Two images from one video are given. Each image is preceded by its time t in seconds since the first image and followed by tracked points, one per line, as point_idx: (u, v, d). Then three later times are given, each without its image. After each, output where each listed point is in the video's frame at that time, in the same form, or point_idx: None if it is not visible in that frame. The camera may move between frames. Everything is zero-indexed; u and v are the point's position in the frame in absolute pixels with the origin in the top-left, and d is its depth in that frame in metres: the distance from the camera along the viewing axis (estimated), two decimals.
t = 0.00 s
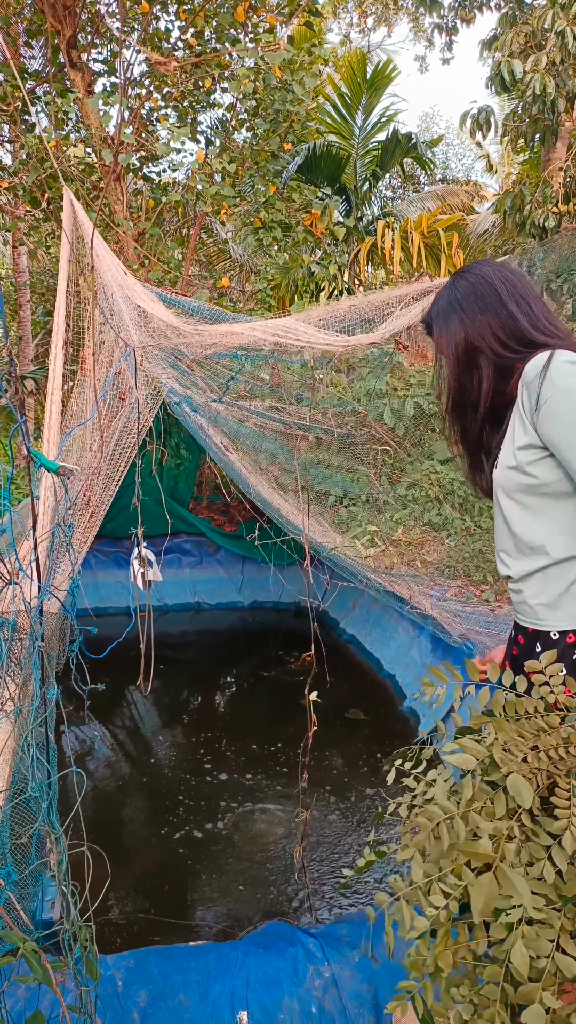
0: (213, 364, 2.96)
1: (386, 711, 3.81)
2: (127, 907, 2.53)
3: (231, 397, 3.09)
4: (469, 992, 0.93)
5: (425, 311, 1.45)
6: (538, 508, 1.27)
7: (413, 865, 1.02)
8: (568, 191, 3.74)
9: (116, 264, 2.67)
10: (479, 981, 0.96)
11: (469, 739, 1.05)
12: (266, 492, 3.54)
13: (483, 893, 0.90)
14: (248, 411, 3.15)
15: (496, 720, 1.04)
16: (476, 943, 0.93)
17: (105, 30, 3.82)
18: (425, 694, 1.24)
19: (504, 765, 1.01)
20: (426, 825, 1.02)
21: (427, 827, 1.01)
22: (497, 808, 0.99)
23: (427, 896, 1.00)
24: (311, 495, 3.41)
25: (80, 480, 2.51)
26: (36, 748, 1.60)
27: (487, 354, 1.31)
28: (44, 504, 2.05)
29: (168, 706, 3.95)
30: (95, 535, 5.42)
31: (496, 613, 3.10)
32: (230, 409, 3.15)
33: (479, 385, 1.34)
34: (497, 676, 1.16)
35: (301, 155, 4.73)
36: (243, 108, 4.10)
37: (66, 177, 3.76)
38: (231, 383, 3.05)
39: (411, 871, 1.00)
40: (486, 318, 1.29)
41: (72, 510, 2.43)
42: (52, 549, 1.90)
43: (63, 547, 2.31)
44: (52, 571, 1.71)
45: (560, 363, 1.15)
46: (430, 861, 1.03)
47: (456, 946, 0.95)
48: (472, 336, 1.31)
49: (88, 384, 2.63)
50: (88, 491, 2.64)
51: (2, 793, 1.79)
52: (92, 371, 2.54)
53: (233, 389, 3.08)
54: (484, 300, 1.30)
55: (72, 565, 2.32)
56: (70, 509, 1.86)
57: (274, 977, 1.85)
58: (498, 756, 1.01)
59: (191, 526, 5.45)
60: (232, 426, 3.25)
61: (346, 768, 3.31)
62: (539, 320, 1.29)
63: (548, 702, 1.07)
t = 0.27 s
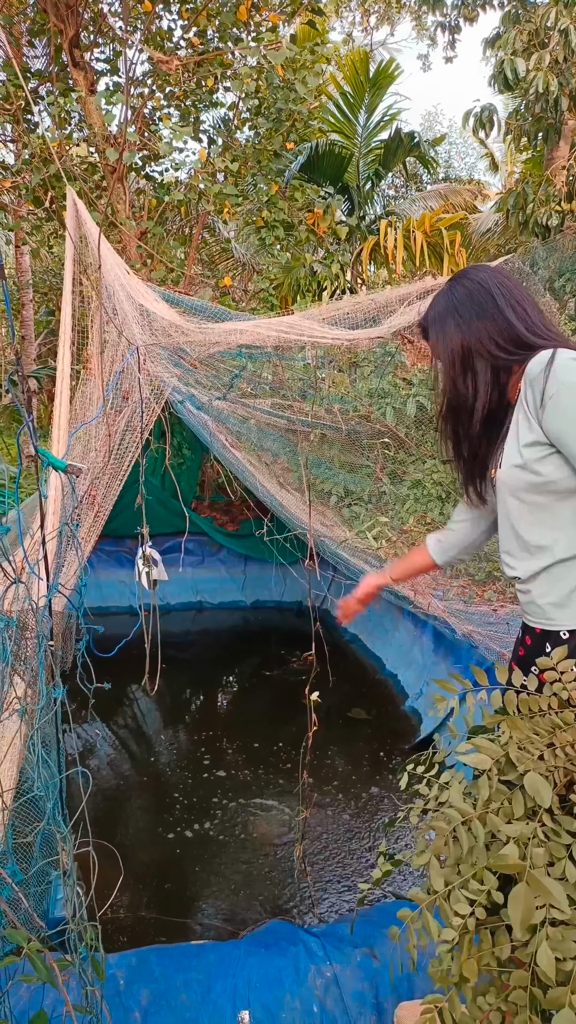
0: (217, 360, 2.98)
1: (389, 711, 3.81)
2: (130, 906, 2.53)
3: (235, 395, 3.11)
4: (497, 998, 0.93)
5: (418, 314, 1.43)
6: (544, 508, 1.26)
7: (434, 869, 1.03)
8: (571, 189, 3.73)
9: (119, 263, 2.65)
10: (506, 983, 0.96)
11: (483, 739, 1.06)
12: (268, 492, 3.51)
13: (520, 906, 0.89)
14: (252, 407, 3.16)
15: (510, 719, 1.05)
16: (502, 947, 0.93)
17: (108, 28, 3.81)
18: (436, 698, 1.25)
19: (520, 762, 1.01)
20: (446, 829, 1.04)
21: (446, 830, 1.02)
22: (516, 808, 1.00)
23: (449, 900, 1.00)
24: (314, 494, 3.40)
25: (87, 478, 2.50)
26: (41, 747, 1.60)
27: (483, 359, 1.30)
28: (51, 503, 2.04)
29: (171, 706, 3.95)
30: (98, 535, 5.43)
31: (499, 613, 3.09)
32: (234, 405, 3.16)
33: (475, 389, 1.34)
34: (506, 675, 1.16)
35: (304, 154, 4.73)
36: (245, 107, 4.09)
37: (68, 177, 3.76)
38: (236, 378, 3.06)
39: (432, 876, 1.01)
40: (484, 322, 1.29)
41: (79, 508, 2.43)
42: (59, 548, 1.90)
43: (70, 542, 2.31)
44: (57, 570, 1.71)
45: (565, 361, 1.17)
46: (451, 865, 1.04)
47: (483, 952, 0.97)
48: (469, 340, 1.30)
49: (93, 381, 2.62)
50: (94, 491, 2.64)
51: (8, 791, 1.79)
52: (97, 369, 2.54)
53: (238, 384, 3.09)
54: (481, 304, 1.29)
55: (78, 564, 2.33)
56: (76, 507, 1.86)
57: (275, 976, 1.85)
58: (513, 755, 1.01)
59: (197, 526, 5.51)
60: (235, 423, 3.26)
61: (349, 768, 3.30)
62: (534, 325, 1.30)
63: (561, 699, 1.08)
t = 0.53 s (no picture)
0: (221, 360, 2.99)
1: (392, 710, 3.81)
2: (133, 904, 2.54)
3: (238, 395, 3.12)
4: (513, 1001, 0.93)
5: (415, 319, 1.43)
6: (549, 507, 1.26)
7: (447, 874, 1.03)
8: None
9: (122, 263, 2.67)
10: (522, 986, 0.97)
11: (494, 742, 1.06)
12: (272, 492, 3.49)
13: (529, 902, 0.89)
14: (254, 407, 3.16)
15: (522, 722, 1.05)
16: (517, 951, 0.94)
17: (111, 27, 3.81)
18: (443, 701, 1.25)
19: (535, 766, 1.02)
20: (459, 834, 1.04)
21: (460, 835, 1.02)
22: (530, 812, 1.00)
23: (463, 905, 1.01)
24: (318, 493, 3.39)
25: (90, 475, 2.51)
26: (47, 745, 1.61)
27: (482, 360, 1.30)
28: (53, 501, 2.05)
29: (174, 705, 3.95)
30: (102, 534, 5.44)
31: (503, 612, 3.09)
32: (237, 406, 3.16)
33: (474, 390, 1.33)
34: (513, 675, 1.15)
35: (307, 152, 4.72)
36: (249, 106, 4.09)
37: (72, 176, 3.76)
38: (240, 378, 3.06)
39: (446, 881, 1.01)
40: (482, 323, 1.29)
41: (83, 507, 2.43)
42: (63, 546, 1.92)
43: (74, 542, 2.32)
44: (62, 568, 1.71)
45: (567, 361, 1.18)
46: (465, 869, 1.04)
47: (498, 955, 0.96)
48: (468, 341, 1.30)
49: (96, 382, 2.64)
50: (96, 490, 2.64)
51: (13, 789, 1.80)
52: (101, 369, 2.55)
53: (241, 384, 3.09)
54: (478, 306, 1.29)
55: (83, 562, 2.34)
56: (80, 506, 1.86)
57: (278, 975, 1.85)
58: (528, 758, 1.01)
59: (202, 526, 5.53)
60: (238, 424, 3.26)
61: (352, 767, 3.30)
62: (533, 325, 1.30)
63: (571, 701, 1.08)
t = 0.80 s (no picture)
0: (229, 357, 2.97)
1: (400, 708, 3.80)
2: (141, 902, 2.54)
3: (245, 393, 3.09)
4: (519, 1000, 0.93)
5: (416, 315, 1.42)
6: (555, 506, 1.24)
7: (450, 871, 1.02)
8: None
9: (127, 262, 2.67)
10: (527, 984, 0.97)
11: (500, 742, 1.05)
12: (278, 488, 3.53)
13: (542, 908, 0.89)
14: (262, 401, 3.15)
15: (527, 722, 1.04)
16: (522, 950, 0.93)
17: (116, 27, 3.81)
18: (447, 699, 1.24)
19: (541, 766, 1.01)
20: (464, 832, 1.03)
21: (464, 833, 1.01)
22: (536, 812, 0.99)
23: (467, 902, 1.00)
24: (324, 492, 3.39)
25: (95, 474, 2.52)
26: (49, 746, 1.61)
27: (485, 358, 1.29)
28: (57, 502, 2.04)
29: (181, 703, 3.96)
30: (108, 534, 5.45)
31: (510, 610, 3.07)
32: (243, 403, 3.14)
33: (478, 388, 1.32)
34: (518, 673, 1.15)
35: (313, 150, 4.71)
36: (254, 104, 4.08)
37: (78, 176, 3.77)
38: (248, 372, 3.04)
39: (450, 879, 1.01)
40: (486, 320, 1.28)
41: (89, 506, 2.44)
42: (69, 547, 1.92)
43: (80, 543, 2.31)
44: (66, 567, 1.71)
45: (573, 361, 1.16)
46: (469, 867, 1.03)
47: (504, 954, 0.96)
48: (471, 338, 1.29)
49: (103, 382, 2.63)
50: (104, 487, 2.65)
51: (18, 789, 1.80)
52: (106, 370, 2.54)
53: (250, 378, 3.07)
54: (482, 303, 1.28)
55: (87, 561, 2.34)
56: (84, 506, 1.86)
57: (286, 973, 1.85)
58: (534, 758, 1.01)
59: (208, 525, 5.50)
60: (246, 420, 3.25)
61: (360, 766, 3.30)
62: (537, 322, 1.29)
63: None
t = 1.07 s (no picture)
0: (225, 360, 2.93)
1: (403, 709, 3.79)
2: (144, 903, 2.55)
3: (244, 394, 3.09)
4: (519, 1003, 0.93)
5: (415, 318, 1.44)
6: (554, 507, 1.24)
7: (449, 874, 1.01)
8: None
9: (124, 263, 2.69)
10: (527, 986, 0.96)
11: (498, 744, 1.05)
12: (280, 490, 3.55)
13: (535, 908, 0.87)
14: (260, 406, 3.14)
15: (526, 724, 1.03)
16: (522, 953, 0.93)
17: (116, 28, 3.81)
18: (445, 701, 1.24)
19: (540, 769, 1.00)
20: (464, 836, 1.02)
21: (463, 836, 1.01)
22: (536, 815, 0.99)
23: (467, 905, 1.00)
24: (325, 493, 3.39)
25: (90, 477, 2.52)
26: (47, 747, 1.61)
27: (481, 357, 1.29)
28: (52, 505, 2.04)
29: (184, 704, 3.96)
30: (110, 535, 5.45)
31: (513, 610, 3.06)
32: (243, 405, 3.14)
33: (474, 388, 1.32)
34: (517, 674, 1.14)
35: (313, 150, 4.71)
36: (255, 105, 4.08)
37: (79, 178, 3.78)
38: (244, 378, 3.03)
39: (450, 882, 1.00)
40: (481, 320, 1.28)
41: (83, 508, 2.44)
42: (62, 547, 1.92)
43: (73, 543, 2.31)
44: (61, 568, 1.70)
45: (565, 361, 1.15)
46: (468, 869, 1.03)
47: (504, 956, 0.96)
48: (467, 339, 1.30)
49: (97, 383, 2.67)
50: (98, 489, 2.65)
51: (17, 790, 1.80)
52: (100, 372, 2.57)
53: (246, 384, 3.06)
54: (477, 303, 1.29)
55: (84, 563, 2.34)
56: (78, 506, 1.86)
57: (289, 975, 1.85)
58: (533, 761, 1.00)
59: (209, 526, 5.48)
60: (246, 422, 3.25)
61: (363, 766, 3.29)
62: (533, 322, 1.29)
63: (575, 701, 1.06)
